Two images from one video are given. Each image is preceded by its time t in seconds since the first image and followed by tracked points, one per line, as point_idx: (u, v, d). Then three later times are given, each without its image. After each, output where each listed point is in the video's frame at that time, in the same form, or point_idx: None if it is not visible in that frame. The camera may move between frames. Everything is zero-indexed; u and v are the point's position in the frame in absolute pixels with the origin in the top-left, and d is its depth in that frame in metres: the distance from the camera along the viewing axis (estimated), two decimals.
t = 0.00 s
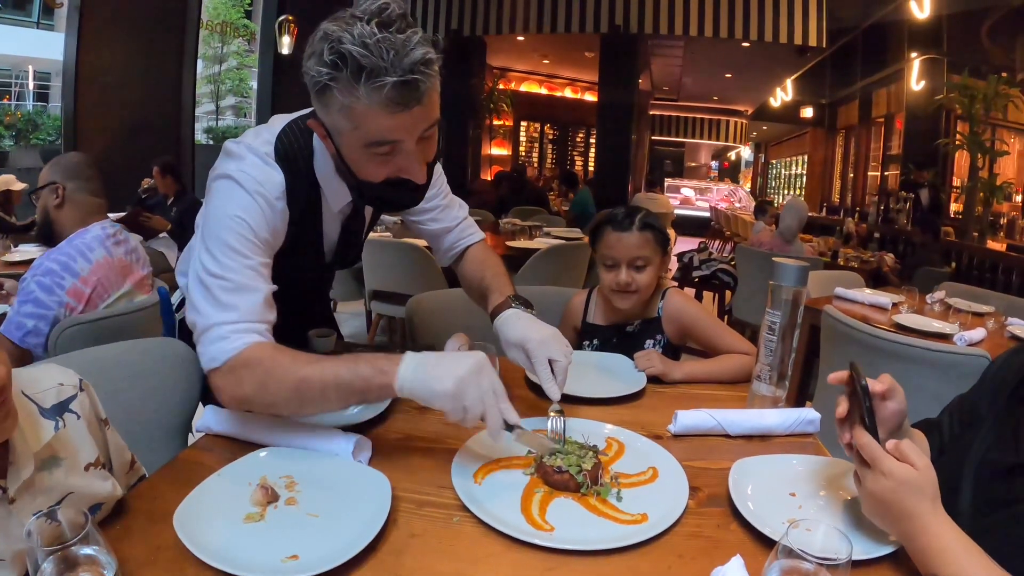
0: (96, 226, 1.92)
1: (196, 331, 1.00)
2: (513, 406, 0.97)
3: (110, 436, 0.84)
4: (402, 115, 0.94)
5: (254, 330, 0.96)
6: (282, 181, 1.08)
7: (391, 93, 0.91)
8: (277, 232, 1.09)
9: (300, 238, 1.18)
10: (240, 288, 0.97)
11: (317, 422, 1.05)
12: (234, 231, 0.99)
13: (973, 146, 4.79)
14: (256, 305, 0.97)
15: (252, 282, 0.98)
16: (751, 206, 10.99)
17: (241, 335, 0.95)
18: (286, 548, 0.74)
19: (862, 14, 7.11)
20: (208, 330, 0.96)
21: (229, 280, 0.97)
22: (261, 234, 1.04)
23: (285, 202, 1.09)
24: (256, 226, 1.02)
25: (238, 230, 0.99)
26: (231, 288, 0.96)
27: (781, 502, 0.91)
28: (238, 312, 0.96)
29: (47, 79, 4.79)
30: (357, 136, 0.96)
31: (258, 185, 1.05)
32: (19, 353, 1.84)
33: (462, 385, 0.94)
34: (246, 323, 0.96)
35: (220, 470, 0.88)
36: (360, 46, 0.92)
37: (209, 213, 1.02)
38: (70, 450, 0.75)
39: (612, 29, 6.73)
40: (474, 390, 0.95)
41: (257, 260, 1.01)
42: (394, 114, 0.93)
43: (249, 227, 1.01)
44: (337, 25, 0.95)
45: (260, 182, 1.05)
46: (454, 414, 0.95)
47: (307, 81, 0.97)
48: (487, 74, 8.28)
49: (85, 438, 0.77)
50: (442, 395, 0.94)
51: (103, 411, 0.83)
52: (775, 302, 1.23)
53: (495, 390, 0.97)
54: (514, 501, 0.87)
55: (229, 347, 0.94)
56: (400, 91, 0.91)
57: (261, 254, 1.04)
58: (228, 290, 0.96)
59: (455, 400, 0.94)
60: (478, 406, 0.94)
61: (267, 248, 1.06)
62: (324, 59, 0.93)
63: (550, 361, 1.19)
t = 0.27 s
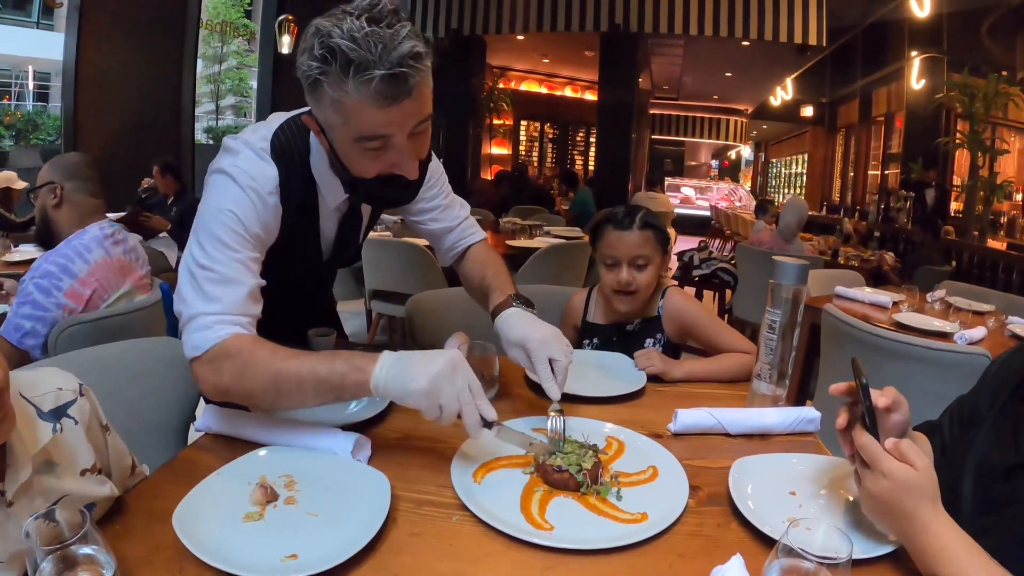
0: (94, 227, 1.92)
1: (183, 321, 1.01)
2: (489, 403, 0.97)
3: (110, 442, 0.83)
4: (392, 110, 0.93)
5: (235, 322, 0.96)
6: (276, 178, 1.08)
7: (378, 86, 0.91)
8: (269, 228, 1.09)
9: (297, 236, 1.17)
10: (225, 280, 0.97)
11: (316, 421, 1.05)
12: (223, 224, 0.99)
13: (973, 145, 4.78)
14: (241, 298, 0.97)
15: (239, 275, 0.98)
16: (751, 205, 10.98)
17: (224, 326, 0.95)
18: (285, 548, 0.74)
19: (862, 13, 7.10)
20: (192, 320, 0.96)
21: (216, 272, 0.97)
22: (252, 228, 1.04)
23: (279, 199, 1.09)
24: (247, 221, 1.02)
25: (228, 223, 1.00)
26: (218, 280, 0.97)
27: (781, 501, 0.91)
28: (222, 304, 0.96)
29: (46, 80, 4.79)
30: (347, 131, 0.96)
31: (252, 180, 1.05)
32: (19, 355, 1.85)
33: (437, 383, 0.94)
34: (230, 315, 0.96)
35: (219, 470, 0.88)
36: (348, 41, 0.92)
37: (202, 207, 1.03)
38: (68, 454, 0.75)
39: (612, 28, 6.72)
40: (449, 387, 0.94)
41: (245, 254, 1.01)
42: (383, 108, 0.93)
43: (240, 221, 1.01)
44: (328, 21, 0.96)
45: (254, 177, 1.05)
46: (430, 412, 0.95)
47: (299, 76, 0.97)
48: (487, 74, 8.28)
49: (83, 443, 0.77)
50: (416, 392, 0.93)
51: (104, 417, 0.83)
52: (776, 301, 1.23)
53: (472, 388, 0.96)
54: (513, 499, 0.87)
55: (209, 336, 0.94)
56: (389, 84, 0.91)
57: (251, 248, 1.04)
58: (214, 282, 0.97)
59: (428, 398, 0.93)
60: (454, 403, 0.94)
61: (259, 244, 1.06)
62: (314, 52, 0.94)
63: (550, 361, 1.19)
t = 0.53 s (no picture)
0: (95, 227, 1.91)
1: (196, 327, 1.00)
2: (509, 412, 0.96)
3: (111, 441, 0.83)
4: (402, 111, 0.93)
5: (253, 327, 0.96)
6: (283, 180, 1.08)
7: (390, 89, 0.91)
8: (278, 231, 1.09)
9: (300, 236, 1.17)
10: (240, 285, 0.97)
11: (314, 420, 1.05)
12: (235, 229, 0.99)
13: (975, 145, 4.77)
14: (257, 303, 0.97)
15: (252, 279, 0.98)
16: (752, 205, 10.97)
17: (240, 332, 0.95)
18: (286, 547, 0.74)
19: (864, 13, 7.10)
20: (208, 326, 0.96)
21: (231, 277, 0.97)
22: (262, 231, 1.03)
23: (286, 201, 1.09)
24: (257, 224, 1.02)
25: (240, 228, 0.99)
26: (232, 285, 0.97)
27: (782, 501, 0.91)
28: (238, 310, 0.96)
29: (48, 79, 4.80)
30: (358, 133, 0.96)
31: (260, 183, 1.05)
32: (14, 349, 1.87)
33: (458, 394, 0.94)
34: (246, 320, 0.96)
35: (220, 469, 0.88)
36: (360, 43, 0.92)
37: (211, 211, 1.02)
38: (69, 453, 0.75)
39: (613, 27, 6.72)
40: (471, 397, 0.94)
41: (258, 257, 1.01)
42: (393, 110, 0.93)
43: (251, 225, 1.01)
44: (338, 22, 0.96)
45: (262, 180, 1.05)
46: (452, 423, 0.95)
47: (308, 77, 0.97)
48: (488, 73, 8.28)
49: (85, 441, 0.77)
50: (438, 405, 0.93)
51: (107, 416, 0.83)
52: (778, 300, 1.23)
53: (492, 397, 0.96)
54: (515, 499, 0.87)
55: (228, 344, 0.94)
56: (400, 87, 0.91)
57: (262, 251, 1.04)
58: (228, 287, 0.96)
59: (451, 410, 0.93)
60: (475, 414, 0.93)
61: (269, 247, 1.06)
62: (324, 54, 0.93)
63: (550, 360, 1.19)
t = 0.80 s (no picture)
0: (93, 226, 1.92)
1: (197, 326, 1.00)
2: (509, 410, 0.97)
3: (109, 437, 0.83)
4: (404, 111, 0.93)
5: (253, 326, 0.96)
6: (284, 179, 1.08)
7: (393, 89, 0.90)
8: (279, 229, 1.09)
9: (301, 235, 1.17)
10: (240, 284, 0.97)
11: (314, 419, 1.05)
12: (236, 228, 0.99)
13: (975, 145, 4.77)
14: (257, 302, 0.97)
15: (253, 278, 0.98)
16: (753, 205, 10.97)
17: (240, 331, 0.95)
18: (286, 546, 0.73)
19: (864, 13, 7.09)
20: (209, 325, 0.96)
21: (231, 277, 0.96)
22: (264, 230, 1.03)
23: (287, 200, 1.09)
24: (258, 223, 1.02)
25: (240, 227, 0.99)
26: (233, 284, 0.96)
27: (781, 501, 0.91)
28: (239, 308, 0.96)
29: (48, 78, 4.80)
30: (359, 134, 0.96)
31: (261, 182, 1.05)
32: (19, 352, 1.87)
33: (459, 392, 0.94)
34: (246, 319, 0.96)
35: (220, 468, 0.88)
36: (363, 43, 0.92)
37: (212, 210, 1.02)
38: (67, 448, 0.75)
39: (613, 28, 6.72)
40: (472, 395, 0.94)
41: (259, 257, 1.01)
42: (395, 110, 0.93)
43: (252, 224, 1.01)
44: (341, 23, 0.96)
45: (263, 179, 1.05)
46: (452, 421, 0.95)
47: (312, 78, 0.97)
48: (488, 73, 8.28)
49: (84, 436, 0.77)
50: (439, 402, 0.93)
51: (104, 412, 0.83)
52: (778, 300, 1.23)
53: (492, 395, 0.97)
54: (515, 498, 0.87)
55: (228, 342, 0.94)
56: (403, 87, 0.91)
57: (262, 250, 1.04)
58: (229, 286, 0.96)
59: (451, 407, 0.94)
60: (476, 411, 0.94)
61: (270, 246, 1.06)
62: (327, 54, 0.93)
63: (550, 361, 1.19)
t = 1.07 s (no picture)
0: (92, 226, 1.91)
1: (194, 326, 1.01)
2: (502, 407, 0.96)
3: (108, 436, 0.84)
4: (401, 114, 0.93)
5: (250, 326, 0.96)
6: (282, 180, 1.08)
7: (391, 91, 0.91)
8: (278, 230, 1.09)
9: (300, 236, 1.17)
10: (237, 284, 0.97)
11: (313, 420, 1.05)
12: (233, 228, 0.99)
13: (973, 146, 4.78)
14: (254, 302, 0.97)
15: (250, 278, 0.98)
16: (752, 206, 10.99)
17: (236, 331, 0.95)
18: (284, 546, 0.73)
19: (863, 14, 7.11)
20: (205, 325, 0.96)
21: (228, 277, 0.97)
22: (262, 231, 1.04)
23: (286, 201, 1.09)
24: (256, 224, 1.02)
25: (238, 227, 0.99)
26: (230, 285, 0.96)
27: (780, 502, 0.91)
28: (236, 309, 0.96)
29: (47, 78, 4.79)
30: (357, 136, 0.96)
31: (260, 183, 1.05)
32: (21, 355, 1.86)
33: (453, 387, 0.94)
34: (243, 319, 0.96)
35: (218, 468, 0.88)
36: (362, 44, 0.92)
37: (210, 210, 1.02)
38: (66, 447, 0.75)
39: (612, 29, 6.73)
40: (465, 391, 0.94)
41: (257, 257, 1.01)
42: (392, 112, 0.93)
43: (250, 225, 1.01)
44: (341, 24, 0.96)
45: (261, 180, 1.05)
46: (446, 417, 0.95)
47: (312, 80, 0.97)
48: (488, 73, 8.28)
49: (83, 435, 0.77)
50: (432, 397, 0.93)
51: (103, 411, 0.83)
52: (776, 301, 1.23)
53: (486, 392, 0.96)
54: (513, 498, 0.87)
55: (225, 342, 0.94)
56: (400, 89, 0.91)
57: (261, 251, 1.04)
58: (226, 286, 0.96)
59: (444, 403, 0.93)
60: (468, 407, 0.93)
61: (268, 246, 1.06)
62: (327, 56, 0.93)
63: (549, 361, 1.19)
